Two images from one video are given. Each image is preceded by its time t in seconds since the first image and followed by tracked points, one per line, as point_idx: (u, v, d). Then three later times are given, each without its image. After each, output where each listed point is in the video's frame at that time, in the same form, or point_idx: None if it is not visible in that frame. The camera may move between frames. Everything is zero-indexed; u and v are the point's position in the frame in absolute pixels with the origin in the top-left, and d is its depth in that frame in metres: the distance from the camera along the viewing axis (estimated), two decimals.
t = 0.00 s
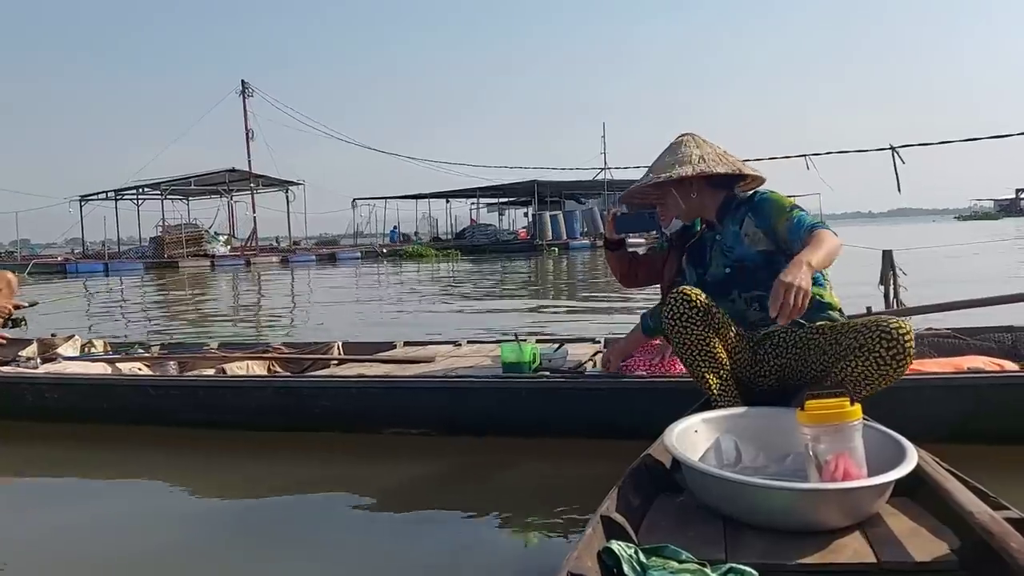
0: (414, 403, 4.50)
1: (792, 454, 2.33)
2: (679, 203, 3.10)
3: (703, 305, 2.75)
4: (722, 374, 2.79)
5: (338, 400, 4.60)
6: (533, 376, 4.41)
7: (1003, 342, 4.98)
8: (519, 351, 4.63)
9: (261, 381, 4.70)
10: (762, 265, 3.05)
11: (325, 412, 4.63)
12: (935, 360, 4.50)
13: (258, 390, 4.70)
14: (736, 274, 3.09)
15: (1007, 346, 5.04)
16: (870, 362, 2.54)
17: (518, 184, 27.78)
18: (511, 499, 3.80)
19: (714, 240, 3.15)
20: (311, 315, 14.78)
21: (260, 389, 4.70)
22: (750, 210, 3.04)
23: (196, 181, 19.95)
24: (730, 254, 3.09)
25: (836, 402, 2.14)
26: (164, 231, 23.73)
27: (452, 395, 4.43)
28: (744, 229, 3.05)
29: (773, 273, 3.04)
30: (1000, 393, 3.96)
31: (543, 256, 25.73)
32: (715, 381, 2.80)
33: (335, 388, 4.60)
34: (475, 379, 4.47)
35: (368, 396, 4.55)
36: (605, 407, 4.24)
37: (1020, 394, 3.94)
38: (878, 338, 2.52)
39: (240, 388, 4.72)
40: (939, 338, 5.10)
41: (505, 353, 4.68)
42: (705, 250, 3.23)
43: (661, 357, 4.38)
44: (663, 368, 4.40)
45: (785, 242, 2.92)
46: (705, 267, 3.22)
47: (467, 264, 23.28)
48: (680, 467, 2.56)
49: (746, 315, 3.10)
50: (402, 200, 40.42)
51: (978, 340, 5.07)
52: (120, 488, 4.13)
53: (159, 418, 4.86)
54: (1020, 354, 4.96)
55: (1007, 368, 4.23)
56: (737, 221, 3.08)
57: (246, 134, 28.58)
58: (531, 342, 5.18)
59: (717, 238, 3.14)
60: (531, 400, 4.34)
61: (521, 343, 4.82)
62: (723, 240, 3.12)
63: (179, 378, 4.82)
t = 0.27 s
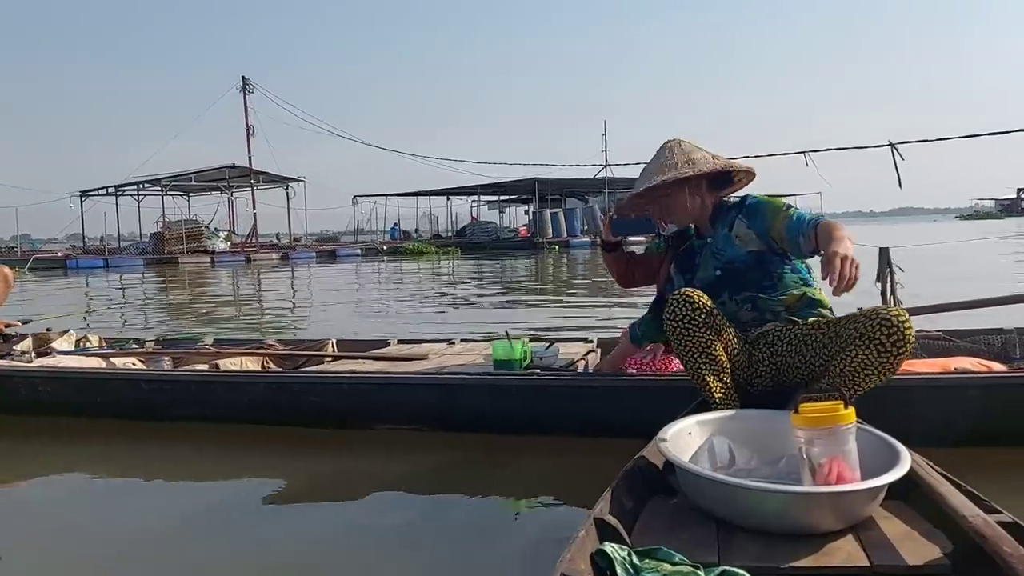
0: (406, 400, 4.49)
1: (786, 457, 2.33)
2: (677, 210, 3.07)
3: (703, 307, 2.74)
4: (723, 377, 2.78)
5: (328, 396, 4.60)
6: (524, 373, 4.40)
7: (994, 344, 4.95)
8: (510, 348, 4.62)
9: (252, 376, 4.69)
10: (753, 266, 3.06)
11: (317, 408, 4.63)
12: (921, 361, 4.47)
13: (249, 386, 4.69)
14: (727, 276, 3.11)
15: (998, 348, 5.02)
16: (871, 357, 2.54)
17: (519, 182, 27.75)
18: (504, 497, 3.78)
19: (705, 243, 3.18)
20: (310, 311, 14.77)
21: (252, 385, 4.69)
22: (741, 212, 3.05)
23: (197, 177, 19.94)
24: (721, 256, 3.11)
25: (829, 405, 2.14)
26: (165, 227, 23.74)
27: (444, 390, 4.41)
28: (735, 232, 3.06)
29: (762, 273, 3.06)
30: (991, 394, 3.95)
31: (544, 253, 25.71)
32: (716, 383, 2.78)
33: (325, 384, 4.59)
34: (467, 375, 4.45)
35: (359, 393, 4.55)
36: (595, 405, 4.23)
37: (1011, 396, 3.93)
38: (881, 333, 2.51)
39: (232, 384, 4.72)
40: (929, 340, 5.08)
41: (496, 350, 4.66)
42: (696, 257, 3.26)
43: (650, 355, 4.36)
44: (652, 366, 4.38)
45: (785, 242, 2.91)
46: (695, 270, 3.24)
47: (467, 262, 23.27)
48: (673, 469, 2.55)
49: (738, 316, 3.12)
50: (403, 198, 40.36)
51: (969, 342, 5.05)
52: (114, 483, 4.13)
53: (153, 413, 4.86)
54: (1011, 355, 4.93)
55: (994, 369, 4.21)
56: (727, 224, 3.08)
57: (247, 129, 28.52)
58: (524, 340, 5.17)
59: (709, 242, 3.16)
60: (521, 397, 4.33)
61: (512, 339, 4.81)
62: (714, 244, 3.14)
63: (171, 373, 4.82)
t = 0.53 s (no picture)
0: (393, 393, 4.50)
1: (770, 452, 2.33)
2: (678, 209, 3.09)
3: (677, 303, 2.75)
4: (701, 371, 2.79)
5: (315, 388, 4.61)
6: (509, 367, 4.40)
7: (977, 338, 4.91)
8: (496, 342, 4.62)
9: (240, 370, 4.69)
10: (742, 259, 3.06)
11: (305, 401, 4.63)
12: (903, 355, 4.46)
13: (237, 379, 4.70)
14: (718, 267, 3.10)
15: (982, 342, 4.99)
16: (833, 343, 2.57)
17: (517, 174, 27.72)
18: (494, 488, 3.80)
19: (697, 236, 3.16)
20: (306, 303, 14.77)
21: (239, 378, 4.70)
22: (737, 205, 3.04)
23: (195, 168, 19.91)
24: (714, 248, 3.10)
25: (814, 400, 2.15)
26: (162, 218, 23.74)
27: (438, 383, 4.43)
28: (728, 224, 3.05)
29: (754, 267, 3.06)
30: (970, 388, 3.96)
31: (542, 245, 25.69)
32: (692, 377, 2.79)
33: (313, 377, 4.60)
34: (452, 368, 4.47)
35: (347, 386, 4.55)
36: (578, 397, 4.24)
37: (995, 391, 3.94)
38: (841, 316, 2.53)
39: (220, 376, 4.72)
40: (914, 335, 5.06)
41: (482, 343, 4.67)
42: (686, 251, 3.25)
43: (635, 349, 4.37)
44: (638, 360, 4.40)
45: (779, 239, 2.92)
46: (688, 263, 3.23)
47: (465, 254, 23.26)
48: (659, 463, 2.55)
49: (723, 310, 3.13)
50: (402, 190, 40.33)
51: (954, 336, 5.02)
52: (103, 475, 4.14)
53: (143, 405, 4.87)
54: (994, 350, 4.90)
55: (976, 363, 4.21)
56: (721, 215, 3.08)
57: (247, 121, 28.54)
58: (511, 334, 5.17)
59: (701, 234, 3.15)
60: (506, 390, 4.34)
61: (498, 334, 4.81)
62: (706, 236, 3.13)
63: (160, 366, 4.83)
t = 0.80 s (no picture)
0: (377, 384, 4.49)
1: (755, 439, 2.33)
2: (682, 189, 3.01)
3: (634, 297, 2.77)
4: (672, 360, 2.80)
5: (299, 379, 4.61)
6: (492, 359, 4.40)
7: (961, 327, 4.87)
8: (480, 333, 4.61)
9: (225, 361, 4.69)
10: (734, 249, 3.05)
11: (291, 392, 4.63)
12: (884, 345, 4.45)
13: (222, 370, 4.69)
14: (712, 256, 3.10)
15: (966, 331, 4.93)
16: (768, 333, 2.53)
17: (514, 163, 27.62)
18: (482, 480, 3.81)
19: (694, 220, 3.15)
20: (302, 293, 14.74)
21: (224, 369, 4.69)
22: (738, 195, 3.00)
23: (191, 157, 19.84)
24: (709, 236, 3.10)
25: (800, 387, 2.14)
26: (158, 208, 23.68)
27: (416, 373, 4.42)
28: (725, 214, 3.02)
29: (748, 258, 3.04)
30: (950, 378, 3.96)
31: (539, 235, 25.65)
32: (664, 366, 2.81)
33: (296, 367, 4.60)
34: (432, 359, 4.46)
35: (330, 377, 4.55)
36: (561, 387, 4.25)
37: (980, 381, 3.94)
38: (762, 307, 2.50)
39: (206, 367, 4.71)
40: (897, 324, 5.03)
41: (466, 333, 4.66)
42: (683, 234, 3.24)
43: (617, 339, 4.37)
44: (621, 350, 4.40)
45: (772, 246, 2.92)
46: (683, 248, 3.23)
47: (462, 244, 23.19)
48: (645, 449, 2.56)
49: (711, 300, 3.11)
50: (402, 179, 40.23)
51: (937, 326, 4.98)
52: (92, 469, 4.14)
53: (131, 396, 4.86)
54: (978, 339, 4.86)
55: (956, 353, 4.20)
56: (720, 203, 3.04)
57: (245, 109, 28.43)
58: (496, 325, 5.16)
59: (698, 218, 3.14)
60: (489, 383, 4.33)
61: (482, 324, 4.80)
62: (704, 221, 3.12)
63: (146, 356, 4.82)
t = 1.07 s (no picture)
0: (367, 382, 4.49)
1: (745, 432, 2.33)
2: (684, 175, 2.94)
3: (609, 298, 2.80)
4: (657, 357, 2.79)
5: (287, 377, 4.59)
6: (480, 356, 4.39)
7: (946, 325, 4.81)
8: (467, 332, 4.60)
9: (214, 359, 4.67)
10: (729, 247, 3.00)
11: (281, 389, 4.62)
12: (868, 343, 4.39)
13: (211, 368, 4.68)
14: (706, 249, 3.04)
15: (952, 328, 4.86)
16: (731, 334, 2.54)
17: (513, 160, 27.56)
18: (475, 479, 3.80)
19: (693, 210, 3.06)
20: (298, 291, 14.73)
21: (213, 367, 4.68)
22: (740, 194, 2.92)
23: (189, 155, 19.82)
24: (707, 228, 3.02)
25: (790, 380, 2.15)
26: (156, 206, 23.64)
27: (406, 372, 4.41)
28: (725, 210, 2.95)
29: (743, 260, 3.00)
30: (933, 373, 3.97)
31: (537, 233, 25.64)
32: (649, 364, 2.81)
33: (287, 367, 4.58)
34: (421, 358, 4.45)
35: (318, 374, 4.53)
36: (548, 383, 4.24)
37: (968, 377, 3.94)
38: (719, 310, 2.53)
39: (195, 365, 4.70)
40: (883, 321, 4.99)
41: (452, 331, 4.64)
42: (680, 219, 3.16)
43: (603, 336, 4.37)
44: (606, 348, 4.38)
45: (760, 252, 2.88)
46: (679, 236, 3.16)
47: (460, 241, 23.17)
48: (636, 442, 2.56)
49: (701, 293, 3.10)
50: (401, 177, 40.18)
51: (923, 322, 4.93)
52: (82, 466, 4.12)
53: (121, 394, 4.84)
54: (963, 336, 4.80)
55: (940, 351, 4.19)
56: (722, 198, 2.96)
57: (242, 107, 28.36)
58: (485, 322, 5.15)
59: (697, 208, 3.06)
60: (477, 380, 4.33)
61: (469, 323, 4.79)
62: (703, 213, 3.03)
63: (136, 354, 4.80)
